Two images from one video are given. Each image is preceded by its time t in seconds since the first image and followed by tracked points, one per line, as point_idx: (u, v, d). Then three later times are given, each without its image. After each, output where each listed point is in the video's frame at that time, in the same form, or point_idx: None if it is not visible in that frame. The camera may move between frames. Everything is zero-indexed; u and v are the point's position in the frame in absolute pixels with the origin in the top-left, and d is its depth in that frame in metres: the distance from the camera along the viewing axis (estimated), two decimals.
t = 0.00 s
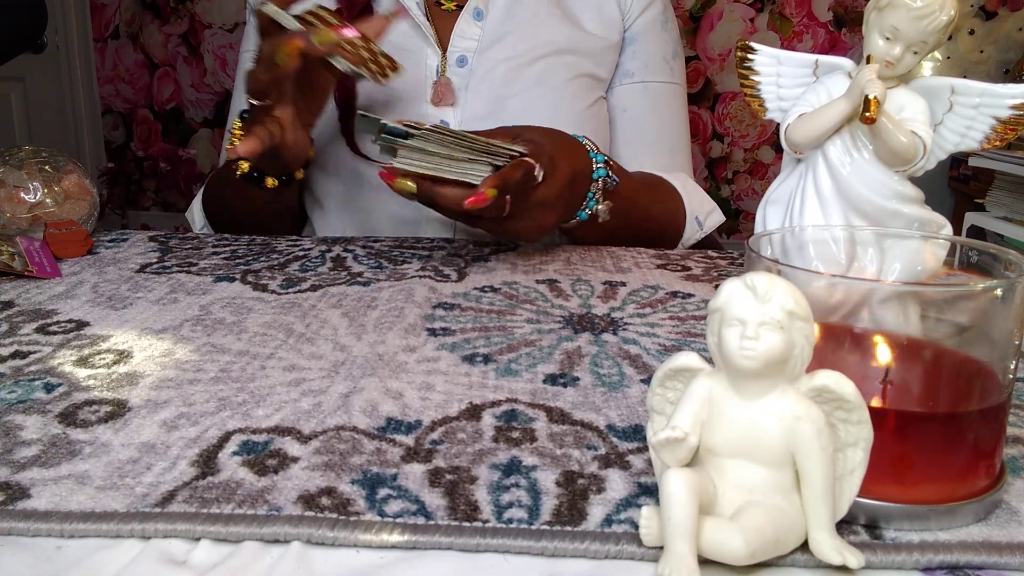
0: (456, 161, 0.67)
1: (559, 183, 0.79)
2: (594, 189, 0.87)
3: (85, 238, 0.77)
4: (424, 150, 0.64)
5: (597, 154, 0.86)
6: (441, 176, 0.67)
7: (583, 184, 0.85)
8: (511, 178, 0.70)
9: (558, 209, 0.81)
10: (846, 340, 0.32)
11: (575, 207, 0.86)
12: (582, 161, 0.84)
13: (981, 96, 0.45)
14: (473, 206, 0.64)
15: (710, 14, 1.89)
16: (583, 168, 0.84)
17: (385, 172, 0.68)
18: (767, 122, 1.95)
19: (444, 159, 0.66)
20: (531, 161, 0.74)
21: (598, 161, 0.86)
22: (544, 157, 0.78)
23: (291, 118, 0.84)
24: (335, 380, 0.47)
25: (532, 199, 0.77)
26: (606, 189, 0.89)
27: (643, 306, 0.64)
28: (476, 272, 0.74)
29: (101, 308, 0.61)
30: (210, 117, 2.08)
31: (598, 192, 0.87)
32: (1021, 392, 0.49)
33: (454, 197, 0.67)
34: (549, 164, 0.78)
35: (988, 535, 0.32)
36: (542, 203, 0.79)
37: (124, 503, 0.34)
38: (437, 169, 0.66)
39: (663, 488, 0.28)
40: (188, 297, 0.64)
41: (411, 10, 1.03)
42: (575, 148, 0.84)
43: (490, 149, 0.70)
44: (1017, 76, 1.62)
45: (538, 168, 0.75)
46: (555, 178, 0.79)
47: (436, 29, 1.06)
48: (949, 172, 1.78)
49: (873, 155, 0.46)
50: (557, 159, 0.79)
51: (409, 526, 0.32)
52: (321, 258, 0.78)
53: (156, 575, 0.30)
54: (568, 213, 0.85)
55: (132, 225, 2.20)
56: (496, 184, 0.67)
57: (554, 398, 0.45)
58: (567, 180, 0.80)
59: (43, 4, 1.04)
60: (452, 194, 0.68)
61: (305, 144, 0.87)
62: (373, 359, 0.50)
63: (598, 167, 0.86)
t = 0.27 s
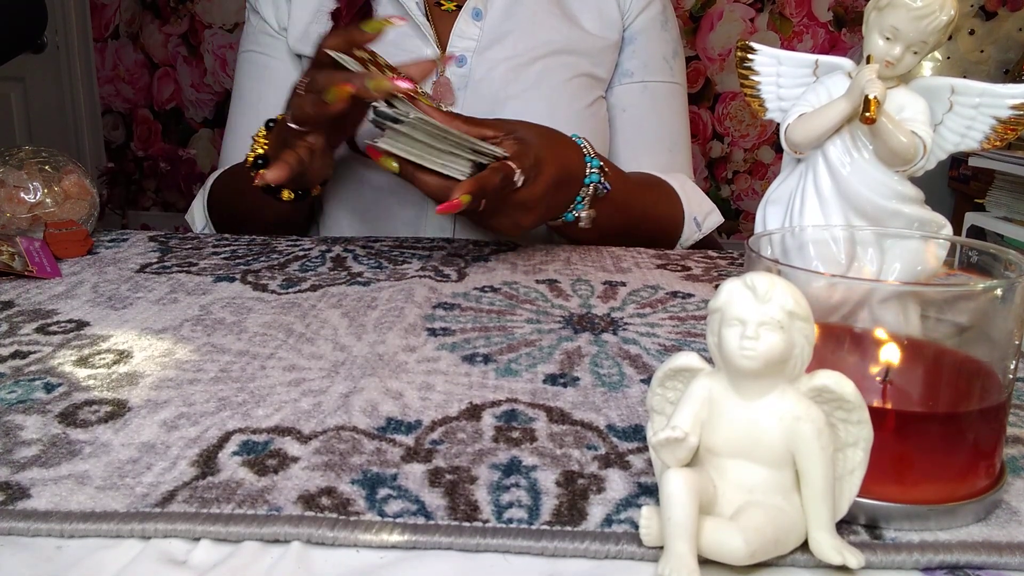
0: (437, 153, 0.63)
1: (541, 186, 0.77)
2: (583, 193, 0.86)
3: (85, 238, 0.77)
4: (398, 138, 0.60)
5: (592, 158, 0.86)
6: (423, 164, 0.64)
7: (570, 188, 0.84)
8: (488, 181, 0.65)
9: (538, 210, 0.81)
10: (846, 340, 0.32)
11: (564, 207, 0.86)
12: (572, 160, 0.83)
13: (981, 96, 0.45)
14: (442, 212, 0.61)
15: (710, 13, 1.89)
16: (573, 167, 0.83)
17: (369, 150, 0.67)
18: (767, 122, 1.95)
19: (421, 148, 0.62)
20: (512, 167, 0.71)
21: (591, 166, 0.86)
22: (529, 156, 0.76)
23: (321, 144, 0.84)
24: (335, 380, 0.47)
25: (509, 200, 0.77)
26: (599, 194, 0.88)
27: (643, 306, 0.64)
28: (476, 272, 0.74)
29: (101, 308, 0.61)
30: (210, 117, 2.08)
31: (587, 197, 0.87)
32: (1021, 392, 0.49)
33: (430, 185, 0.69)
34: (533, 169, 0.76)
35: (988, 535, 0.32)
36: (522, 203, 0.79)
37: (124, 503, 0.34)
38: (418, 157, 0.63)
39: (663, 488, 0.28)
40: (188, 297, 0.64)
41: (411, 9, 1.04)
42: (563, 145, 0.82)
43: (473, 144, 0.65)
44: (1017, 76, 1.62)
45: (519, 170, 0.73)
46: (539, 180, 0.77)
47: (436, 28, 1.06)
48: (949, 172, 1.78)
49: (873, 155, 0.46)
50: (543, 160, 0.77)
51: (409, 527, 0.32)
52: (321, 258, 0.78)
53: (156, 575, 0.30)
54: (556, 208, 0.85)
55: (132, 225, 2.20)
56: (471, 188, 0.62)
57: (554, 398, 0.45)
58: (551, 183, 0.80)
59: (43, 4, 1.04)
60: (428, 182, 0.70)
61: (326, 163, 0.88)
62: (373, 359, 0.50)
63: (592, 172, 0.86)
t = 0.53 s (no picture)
0: (437, 160, 0.63)
1: (535, 186, 0.78)
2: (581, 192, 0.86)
3: (86, 238, 0.77)
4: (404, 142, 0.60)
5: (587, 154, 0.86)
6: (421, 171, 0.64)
7: (567, 187, 0.84)
8: (488, 188, 0.67)
9: (536, 207, 0.81)
10: (846, 340, 0.32)
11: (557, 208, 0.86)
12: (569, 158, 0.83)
13: (981, 96, 0.45)
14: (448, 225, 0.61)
15: (710, 13, 1.89)
16: (569, 167, 0.83)
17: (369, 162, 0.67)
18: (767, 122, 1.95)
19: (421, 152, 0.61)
20: (511, 168, 0.70)
21: (588, 164, 0.86)
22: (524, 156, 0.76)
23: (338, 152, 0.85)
24: (335, 380, 0.47)
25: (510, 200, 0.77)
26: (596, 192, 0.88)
27: (643, 306, 0.64)
28: (476, 272, 0.74)
29: (101, 308, 0.61)
30: (210, 117, 2.08)
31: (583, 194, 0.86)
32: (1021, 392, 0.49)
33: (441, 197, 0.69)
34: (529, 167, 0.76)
35: (988, 535, 0.32)
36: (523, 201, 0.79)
37: (124, 503, 0.34)
38: (415, 164, 0.63)
39: (663, 488, 0.28)
40: (188, 297, 0.64)
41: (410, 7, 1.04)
42: (563, 147, 0.82)
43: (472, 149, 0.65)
44: (1017, 75, 1.62)
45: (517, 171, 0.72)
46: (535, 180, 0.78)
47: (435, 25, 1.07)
48: (949, 172, 1.78)
49: (873, 155, 0.46)
50: (540, 159, 0.78)
51: (409, 527, 0.32)
52: (321, 258, 0.78)
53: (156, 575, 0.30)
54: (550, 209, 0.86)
55: (132, 225, 2.20)
56: (473, 200, 0.63)
57: (554, 398, 0.45)
58: (546, 184, 0.79)
59: (43, 4, 1.04)
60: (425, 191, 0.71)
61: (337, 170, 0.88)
62: (373, 359, 0.50)
63: (591, 170, 0.86)
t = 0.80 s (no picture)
0: (477, 173, 0.65)
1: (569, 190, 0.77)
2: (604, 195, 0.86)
3: (86, 238, 0.77)
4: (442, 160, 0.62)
5: (609, 158, 0.86)
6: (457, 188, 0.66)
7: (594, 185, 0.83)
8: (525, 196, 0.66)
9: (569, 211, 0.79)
10: (846, 340, 0.32)
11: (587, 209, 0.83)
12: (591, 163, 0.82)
13: (981, 96, 0.45)
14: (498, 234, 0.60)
15: (710, 13, 1.89)
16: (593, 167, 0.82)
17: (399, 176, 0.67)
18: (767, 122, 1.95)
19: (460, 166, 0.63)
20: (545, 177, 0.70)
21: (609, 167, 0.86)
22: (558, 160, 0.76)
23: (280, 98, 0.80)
24: (335, 380, 0.47)
25: (546, 208, 0.76)
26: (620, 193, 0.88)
27: (643, 306, 0.64)
28: (476, 272, 0.73)
29: (101, 308, 0.61)
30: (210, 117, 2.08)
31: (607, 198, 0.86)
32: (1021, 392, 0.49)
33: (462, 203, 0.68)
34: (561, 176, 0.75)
35: (988, 535, 0.32)
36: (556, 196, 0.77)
37: (124, 503, 0.34)
38: (449, 177, 0.64)
39: (663, 488, 0.28)
40: (188, 297, 0.64)
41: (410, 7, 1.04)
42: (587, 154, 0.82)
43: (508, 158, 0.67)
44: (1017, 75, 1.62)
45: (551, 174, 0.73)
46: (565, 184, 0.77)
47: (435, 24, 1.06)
48: (949, 172, 1.78)
49: (873, 155, 0.46)
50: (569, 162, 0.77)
51: (409, 527, 0.32)
52: (321, 258, 0.78)
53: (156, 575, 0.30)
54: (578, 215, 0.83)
55: (132, 225, 2.20)
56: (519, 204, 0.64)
57: (554, 398, 0.45)
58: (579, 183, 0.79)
59: (43, 4, 1.04)
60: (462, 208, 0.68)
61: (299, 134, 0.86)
62: (373, 359, 0.50)
63: (610, 172, 0.86)
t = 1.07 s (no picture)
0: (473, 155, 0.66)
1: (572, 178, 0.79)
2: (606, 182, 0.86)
3: (86, 238, 0.77)
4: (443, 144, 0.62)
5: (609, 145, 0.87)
6: (461, 165, 0.67)
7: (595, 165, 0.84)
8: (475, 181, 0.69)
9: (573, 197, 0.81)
10: (846, 340, 0.32)
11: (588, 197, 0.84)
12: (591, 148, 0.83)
13: (981, 96, 0.45)
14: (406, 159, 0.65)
15: (710, 13, 1.89)
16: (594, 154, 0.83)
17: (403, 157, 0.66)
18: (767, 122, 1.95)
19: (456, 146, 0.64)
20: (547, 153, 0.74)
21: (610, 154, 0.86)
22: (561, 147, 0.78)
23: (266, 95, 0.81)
24: (335, 380, 0.47)
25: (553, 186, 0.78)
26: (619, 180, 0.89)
27: (643, 306, 0.64)
28: (476, 272, 0.74)
29: (101, 308, 0.61)
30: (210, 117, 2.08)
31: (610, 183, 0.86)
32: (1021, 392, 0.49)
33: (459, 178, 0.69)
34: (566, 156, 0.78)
35: (988, 535, 0.32)
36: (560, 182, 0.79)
37: (124, 503, 0.34)
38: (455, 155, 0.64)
39: (663, 488, 0.28)
40: (188, 297, 0.64)
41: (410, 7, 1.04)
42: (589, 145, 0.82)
43: (509, 137, 0.70)
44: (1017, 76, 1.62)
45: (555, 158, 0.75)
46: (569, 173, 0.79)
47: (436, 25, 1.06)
48: (949, 171, 1.78)
49: (873, 155, 0.46)
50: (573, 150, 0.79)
51: (409, 527, 0.32)
52: (321, 258, 0.78)
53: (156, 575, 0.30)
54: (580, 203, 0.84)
55: (132, 225, 2.20)
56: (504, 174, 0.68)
57: (554, 398, 0.45)
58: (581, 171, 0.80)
59: (43, 4, 1.04)
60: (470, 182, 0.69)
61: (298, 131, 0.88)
62: (373, 359, 0.50)
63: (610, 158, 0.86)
